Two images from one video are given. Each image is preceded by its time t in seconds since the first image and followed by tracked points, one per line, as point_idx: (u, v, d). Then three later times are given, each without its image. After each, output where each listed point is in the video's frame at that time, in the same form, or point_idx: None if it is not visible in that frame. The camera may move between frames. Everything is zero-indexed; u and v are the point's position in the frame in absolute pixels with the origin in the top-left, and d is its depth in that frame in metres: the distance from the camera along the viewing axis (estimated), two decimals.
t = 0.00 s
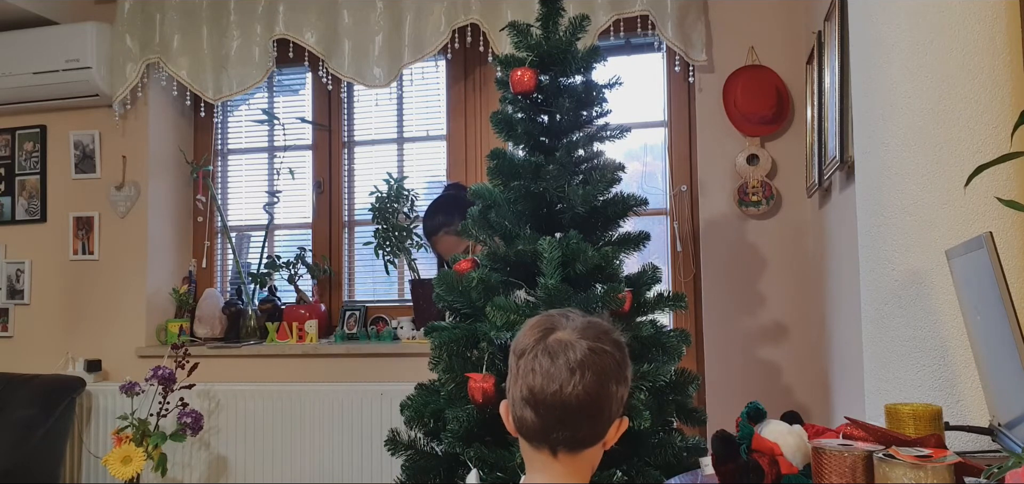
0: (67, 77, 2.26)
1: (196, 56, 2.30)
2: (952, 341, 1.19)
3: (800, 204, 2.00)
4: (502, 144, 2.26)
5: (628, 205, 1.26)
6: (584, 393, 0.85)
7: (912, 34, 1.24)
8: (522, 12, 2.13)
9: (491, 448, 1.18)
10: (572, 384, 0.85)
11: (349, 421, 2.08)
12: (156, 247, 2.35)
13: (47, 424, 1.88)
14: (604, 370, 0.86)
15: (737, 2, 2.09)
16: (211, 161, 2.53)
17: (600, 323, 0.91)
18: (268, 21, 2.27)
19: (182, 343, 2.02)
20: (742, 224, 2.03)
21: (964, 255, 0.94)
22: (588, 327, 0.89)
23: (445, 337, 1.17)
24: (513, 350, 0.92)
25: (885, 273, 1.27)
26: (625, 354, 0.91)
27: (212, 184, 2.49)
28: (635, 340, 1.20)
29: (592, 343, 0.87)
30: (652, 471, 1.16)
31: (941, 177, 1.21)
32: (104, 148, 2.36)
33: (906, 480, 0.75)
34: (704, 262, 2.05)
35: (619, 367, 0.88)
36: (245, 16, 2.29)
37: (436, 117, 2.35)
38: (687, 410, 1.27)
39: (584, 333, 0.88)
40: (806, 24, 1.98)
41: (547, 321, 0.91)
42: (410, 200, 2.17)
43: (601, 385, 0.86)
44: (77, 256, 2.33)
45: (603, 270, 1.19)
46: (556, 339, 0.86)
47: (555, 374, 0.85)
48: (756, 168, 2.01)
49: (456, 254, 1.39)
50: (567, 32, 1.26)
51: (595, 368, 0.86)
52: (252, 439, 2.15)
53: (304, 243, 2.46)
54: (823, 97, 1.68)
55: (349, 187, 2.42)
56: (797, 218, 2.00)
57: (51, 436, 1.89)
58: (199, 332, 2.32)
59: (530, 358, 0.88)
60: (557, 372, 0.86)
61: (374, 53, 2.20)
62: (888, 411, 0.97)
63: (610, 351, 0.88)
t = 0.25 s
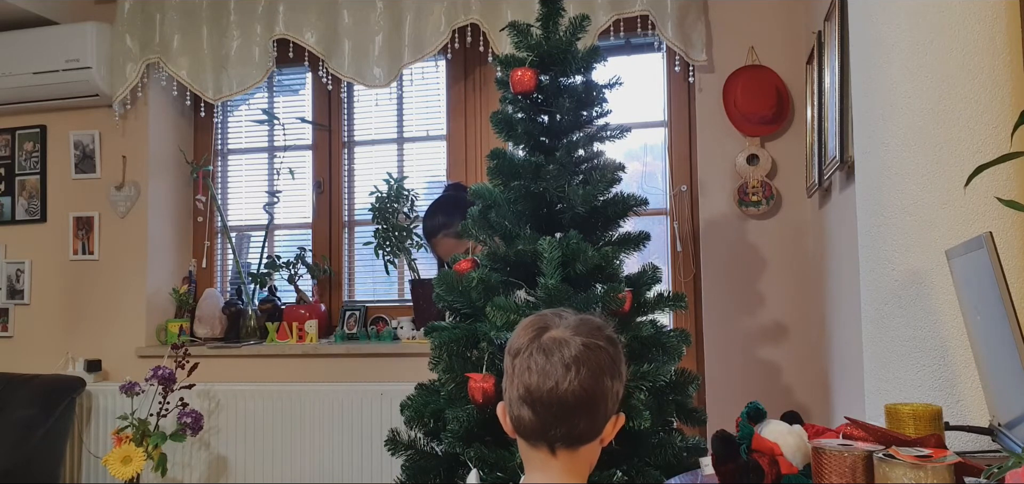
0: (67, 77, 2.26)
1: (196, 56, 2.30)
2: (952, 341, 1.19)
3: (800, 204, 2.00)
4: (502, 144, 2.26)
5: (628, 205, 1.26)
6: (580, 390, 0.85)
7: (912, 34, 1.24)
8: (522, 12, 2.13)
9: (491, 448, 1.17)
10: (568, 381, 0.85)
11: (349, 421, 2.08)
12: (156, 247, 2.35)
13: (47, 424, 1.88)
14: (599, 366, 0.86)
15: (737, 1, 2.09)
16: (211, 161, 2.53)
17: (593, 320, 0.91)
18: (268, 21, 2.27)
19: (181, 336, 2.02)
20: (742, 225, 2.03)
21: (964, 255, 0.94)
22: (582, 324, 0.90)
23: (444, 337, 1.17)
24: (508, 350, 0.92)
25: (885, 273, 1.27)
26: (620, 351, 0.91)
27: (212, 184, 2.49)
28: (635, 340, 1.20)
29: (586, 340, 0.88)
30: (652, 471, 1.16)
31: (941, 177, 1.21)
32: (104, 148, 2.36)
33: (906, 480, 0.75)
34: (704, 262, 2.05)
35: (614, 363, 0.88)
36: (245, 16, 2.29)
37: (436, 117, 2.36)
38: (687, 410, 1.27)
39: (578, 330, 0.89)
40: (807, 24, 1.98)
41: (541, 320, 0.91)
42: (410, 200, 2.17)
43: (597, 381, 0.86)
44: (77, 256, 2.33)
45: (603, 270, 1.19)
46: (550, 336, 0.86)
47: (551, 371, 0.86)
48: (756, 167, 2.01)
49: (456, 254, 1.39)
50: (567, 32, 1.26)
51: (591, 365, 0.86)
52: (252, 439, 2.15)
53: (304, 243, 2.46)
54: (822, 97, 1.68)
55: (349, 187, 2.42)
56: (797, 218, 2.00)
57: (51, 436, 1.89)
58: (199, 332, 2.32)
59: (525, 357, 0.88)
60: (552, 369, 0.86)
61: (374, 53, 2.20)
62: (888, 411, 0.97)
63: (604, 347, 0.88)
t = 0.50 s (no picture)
0: (67, 77, 2.26)
1: (196, 56, 2.30)
2: (952, 341, 1.19)
3: (800, 204, 2.00)
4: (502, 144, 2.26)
5: (628, 205, 1.26)
6: (583, 388, 0.85)
7: (912, 34, 1.23)
8: (522, 12, 2.13)
9: (491, 448, 1.17)
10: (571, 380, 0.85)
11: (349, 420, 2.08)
12: (156, 247, 2.35)
13: (47, 424, 1.88)
14: (603, 365, 0.87)
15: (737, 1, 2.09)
16: (211, 161, 2.53)
17: (597, 320, 0.92)
18: (268, 21, 2.27)
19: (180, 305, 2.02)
20: (742, 224, 2.03)
21: (964, 255, 0.94)
22: (586, 324, 0.90)
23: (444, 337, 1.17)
24: (512, 349, 0.93)
25: (885, 273, 1.27)
26: (623, 351, 0.91)
27: (212, 184, 2.49)
28: (635, 340, 1.20)
29: (590, 339, 0.88)
30: (652, 471, 1.16)
31: (941, 177, 1.21)
32: (104, 148, 2.36)
33: (906, 480, 0.75)
34: (705, 262, 2.05)
35: (618, 363, 0.88)
36: (245, 16, 2.29)
37: (436, 117, 2.35)
38: (687, 410, 1.27)
39: (582, 329, 0.89)
40: (807, 24, 1.98)
41: (545, 319, 0.92)
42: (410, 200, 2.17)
43: (600, 380, 0.86)
44: (77, 256, 2.33)
45: (603, 270, 1.19)
46: (554, 334, 0.86)
47: (554, 370, 0.86)
48: (756, 167, 2.01)
49: (456, 254, 1.39)
50: (567, 32, 1.26)
51: (594, 364, 0.86)
52: (252, 439, 2.15)
53: (304, 243, 2.46)
54: (822, 97, 1.68)
55: (349, 187, 2.42)
56: (797, 218, 2.00)
57: (51, 437, 1.89)
58: (199, 332, 2.32)
59: (528, 355, 0.88)
60: (556, 368, 0.86)
61: (374, 53, 2.20)
62: (888, 411, 0.97)
63: (608, 347, 0.88)
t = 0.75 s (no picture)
0: (67, 77, 2.26)
1: (196, 56, 2.30)
2: (952, 341, 1.19)
3: (800, 204, 2.00)
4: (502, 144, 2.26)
5: (628, 205, 1.26)
6: (586, 388, 0.85)
7: (912, 34, 1.23)
8: (522, 12, 2.12)
9: (491, 448, 1.17)
10: (573, 380, 0.85)
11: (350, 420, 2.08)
12: (156, 247, 2.35)
13: (47, 424, 1.88)
14: (605, 365, 0.87)
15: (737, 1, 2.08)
16: (211, 161, 2.53)
17: (599, 321, 0.92)
18: (268, 21, 2.27)
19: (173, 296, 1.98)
20: (742, 224, 2.03)
21: (964, 255, 0.94)
22: (588, 325, 0.90)
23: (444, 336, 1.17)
24: (514, 349, 0.93)
25: (885, 273, 1.27)
26: (625, 352, 0.91)
27: (212, 184, 2.49)
28: (635, 340, 1.20)
29: (593, 340, 0.88)
30: (652, 471, 1.16)
31: (941, 177, 1.21)
32: (104, 148, 2.36)
33: (906, 480, 0.75)
34: (705, 262, 2.05)
35: (620, 364, 0.88)
36: (245, 16, 2.29)
37: (436, 117, 2.36)
38: (687, 410, 1.27)
39: (584, 330, 0.89)
40: (807, 24, 1.98)
41: (548, 319, 0.92)
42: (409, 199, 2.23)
43: (602, 380, 0.86)
44: (77, 256, 2.33)
45: (603, 270, 1.19)
46: (557, 334, 0.86)
47: (557, 370, 0.86)
48: (756, 167, 2.01)
49: (456, 253, 1.38)
50: (567, 32, 1.26)
51: (597, 364, 0.86)
52: (252, 439, 2.15)
53: (304, 243, 2.46)
54: (822, 97, 1.68)
55: (349, 187, 2.42)
56: (797, 218, 2.00)
57: (51, 437, 1.89)
58: (199, 332, 2.32)
59: (531, 355, 0.88)
60: (558, 367, 0.86)
61: (374, 53, 2.20)
62: (888, 411, 0.97)
63: (610, 347, 0.88)
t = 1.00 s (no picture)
0: (67, 77, 2.26)
1: (195, 56, 2.30)
2: (952, 341, 1.19)
3: (800, 203, 2.00)
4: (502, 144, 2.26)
5: (628, 205, 1.26)
6: (583, 388, 0.85)
7: (912, 34, 1.23)
8: (522, 12, 2.13)
9: (491, 448, 1.17)
10: (571, 380, 0.85)
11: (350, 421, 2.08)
12: (156, 247, 2.35)
13: (47, 424, 1.87)
14: (602, 364, 0.87)
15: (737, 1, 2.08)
16: (211, 161, 2.53)
17: (593, 320, 0.92)
18: (268, 21, 2.27)
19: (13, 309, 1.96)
20: (742, 224, 2.03)
21: (964, 255, 0.94)
22: (583, 324, 0.90)
23: (444, 336, 1.17)
24: (509, 352, 0.93)
25: (885, 273, 1.27)
26: (621, 350, 0.91)
27: (212, 184, 2.49)
28: (635, 339, 1.20)
29: (588, 339, 0.88)
30: (652, 471, 1.17)
31: (941, 177, 1.21)
32: (104, 148, 2.36)
33: (906, 480, 0.75)
34: (704, 262, 2.05)
35: (616, 362, 0.88)
36: (245, 16, 2.29)
37: (436, 117, 2.35)
38: (687, 410, 1.27)
39: (579, 329, 0.89)
40: (807, 23, 1.99)
41: (542, 320, 0.92)
42: (410, 200, 2.18)
43: (599, 379, 0.86)
44: (77, 256, 2.33)
45: (603, 270, 1.19)
46: (553, 334, 0.86)
47: (554, 370, 0.86)
48: (756, 167, 2.01)
49: (457, 253, 1.38)
50: (567, 32, 1.26)
51: (594, 363, 0.86)
52: (251, 438, 2.16)
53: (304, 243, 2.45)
54: (823, 97, 1.68)
55: (349, 186, 2.42)
56: (796, 218, 2.00)
57: (50, 437, 1.89)
58: (199, 332, 2.32)
59: (527, 357, 0.88)
60: (555, 368, 0.86)
61: (374, 53, 2.20)
62: (888, 411, 0.97)
63: (606, 346, 0.88)
